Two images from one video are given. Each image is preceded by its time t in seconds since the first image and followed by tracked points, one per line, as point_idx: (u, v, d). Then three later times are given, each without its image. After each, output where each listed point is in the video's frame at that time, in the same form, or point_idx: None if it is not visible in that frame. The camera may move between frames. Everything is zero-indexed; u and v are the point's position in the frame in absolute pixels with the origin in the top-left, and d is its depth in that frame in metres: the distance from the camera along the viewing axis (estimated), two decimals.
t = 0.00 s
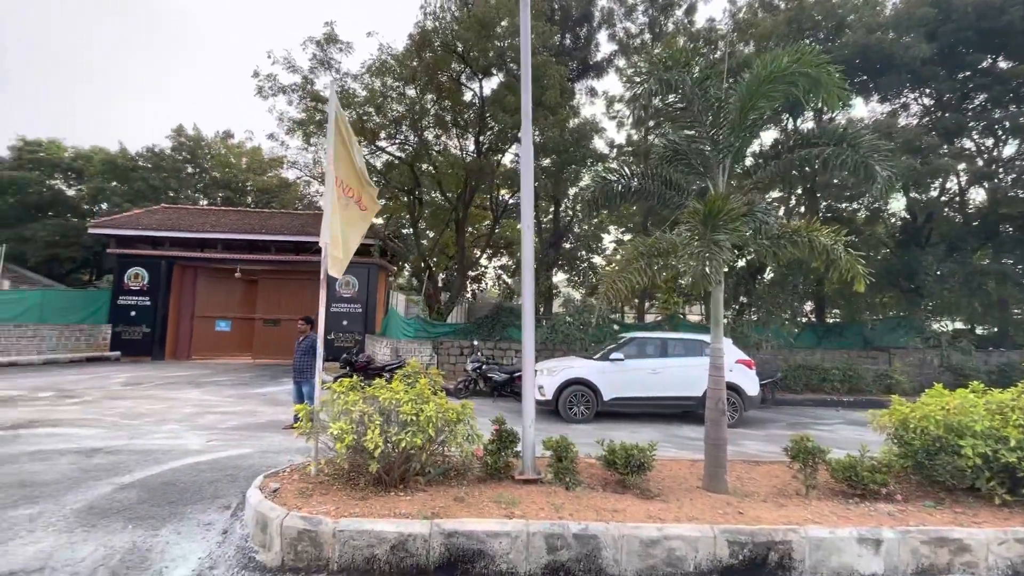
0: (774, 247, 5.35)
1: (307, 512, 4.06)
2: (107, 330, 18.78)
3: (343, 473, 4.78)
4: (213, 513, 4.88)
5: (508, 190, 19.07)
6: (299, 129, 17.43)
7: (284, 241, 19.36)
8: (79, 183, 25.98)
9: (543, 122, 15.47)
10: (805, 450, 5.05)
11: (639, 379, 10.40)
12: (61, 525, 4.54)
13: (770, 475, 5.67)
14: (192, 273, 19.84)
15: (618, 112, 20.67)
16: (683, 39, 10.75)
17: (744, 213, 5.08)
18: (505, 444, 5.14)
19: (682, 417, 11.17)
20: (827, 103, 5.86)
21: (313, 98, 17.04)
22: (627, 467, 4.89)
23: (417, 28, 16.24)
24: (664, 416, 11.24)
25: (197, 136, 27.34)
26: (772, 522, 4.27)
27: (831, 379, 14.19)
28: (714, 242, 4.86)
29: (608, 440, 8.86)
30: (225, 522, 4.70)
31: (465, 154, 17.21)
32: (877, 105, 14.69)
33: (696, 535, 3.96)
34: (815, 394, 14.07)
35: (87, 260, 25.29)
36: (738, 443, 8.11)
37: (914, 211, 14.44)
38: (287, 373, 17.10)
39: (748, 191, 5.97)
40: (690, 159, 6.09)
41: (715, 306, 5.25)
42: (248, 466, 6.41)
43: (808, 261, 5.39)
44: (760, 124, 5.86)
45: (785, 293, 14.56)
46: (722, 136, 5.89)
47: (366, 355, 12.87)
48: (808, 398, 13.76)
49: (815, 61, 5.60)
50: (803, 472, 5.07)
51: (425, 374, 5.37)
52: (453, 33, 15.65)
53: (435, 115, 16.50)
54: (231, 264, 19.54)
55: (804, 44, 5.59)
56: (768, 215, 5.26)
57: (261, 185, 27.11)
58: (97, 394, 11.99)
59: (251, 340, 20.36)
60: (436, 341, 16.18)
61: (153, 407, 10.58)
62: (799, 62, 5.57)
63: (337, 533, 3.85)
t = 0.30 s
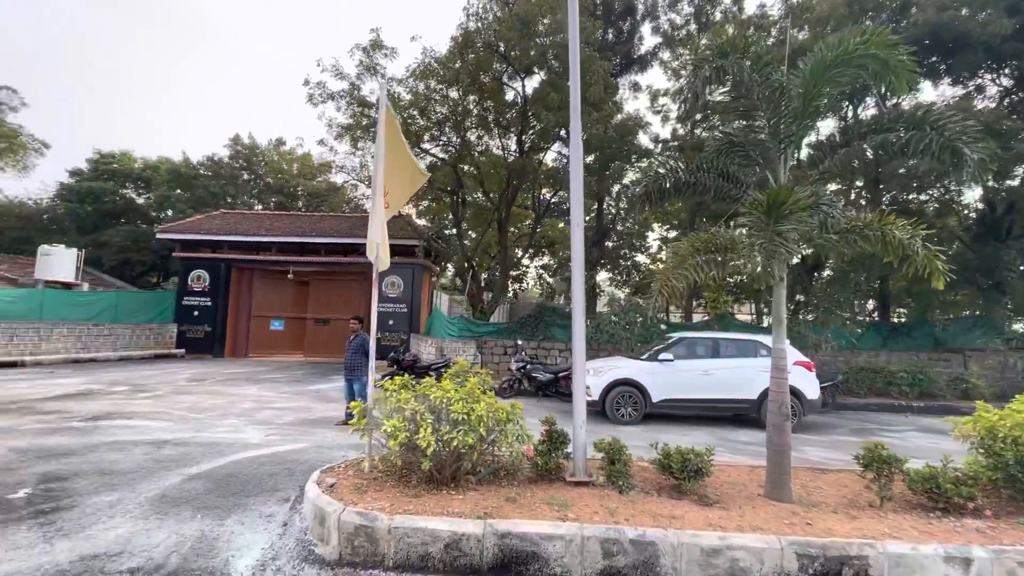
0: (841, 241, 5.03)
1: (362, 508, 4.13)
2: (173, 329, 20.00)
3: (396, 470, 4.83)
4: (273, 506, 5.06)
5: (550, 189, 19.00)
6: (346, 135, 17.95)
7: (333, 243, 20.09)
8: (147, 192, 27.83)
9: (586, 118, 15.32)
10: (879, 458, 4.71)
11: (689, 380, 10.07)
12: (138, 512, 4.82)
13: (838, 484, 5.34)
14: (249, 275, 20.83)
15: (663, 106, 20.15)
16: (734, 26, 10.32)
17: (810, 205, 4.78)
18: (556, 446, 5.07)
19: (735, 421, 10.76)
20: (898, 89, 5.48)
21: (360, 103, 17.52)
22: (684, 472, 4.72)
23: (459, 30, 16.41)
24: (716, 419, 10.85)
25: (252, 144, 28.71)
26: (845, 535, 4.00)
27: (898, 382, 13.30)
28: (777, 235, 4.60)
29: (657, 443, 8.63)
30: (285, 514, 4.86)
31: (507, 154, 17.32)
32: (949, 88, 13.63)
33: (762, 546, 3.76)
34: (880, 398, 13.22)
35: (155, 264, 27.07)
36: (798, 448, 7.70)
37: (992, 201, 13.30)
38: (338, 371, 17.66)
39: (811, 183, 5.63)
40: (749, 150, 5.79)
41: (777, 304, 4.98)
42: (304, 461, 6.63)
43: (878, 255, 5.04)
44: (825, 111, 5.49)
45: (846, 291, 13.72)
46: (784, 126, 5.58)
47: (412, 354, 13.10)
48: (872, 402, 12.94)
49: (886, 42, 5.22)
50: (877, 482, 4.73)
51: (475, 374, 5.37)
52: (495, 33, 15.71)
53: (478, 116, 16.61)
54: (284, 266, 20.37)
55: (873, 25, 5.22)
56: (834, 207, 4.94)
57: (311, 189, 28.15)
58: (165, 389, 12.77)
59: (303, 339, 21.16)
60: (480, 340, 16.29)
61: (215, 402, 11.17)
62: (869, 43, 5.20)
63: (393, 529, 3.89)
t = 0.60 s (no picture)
0: (924, 236, 4.63)
1: (415, 510, 4.10)
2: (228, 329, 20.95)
3: (446, 472, 4.79)
4: (326, 504, 5.13)
5: (591, 188, 18.77)
6: (389, 139, 18.29)
7: (376, 245, 20.51)
8: (204, 199, 29.32)
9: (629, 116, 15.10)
10: (969, 474, 4.29)
11: (742, 384, 9.63)
12: (200, 506, 4.99)
13: (919, 500, 4.92)
14: (298, 277, 21.56)
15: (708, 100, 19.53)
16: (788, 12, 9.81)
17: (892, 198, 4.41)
18: (608, 451, 4.90)
19: (791, 428, 10.21)
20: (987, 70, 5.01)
21: (402, 107, 17.80)
22: (747, 483, 4.46)
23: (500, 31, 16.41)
24: (770, 425, 10.34)
25: (300, 151, 29.75)
26: (934, 557, 3.66)
27: (974, 389, 12.31)
28: (856, 231, 4.26)
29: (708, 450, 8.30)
30: (338, 513, 4.91)
31: (547, 154, 17.26)
32: None
33: (840, 566, 3.47)
34: (953, 406, 12.27)
35: (212, 267, 28.49)
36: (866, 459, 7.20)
37: None
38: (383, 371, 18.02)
39: (887, 175, 5.23)
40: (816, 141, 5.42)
41: (850, 305, 4.63)
42: (354, 459, 6.73)
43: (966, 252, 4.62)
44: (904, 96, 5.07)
45: (914, 291, 12.81)
46: (856, 113, 5.19)
47: (455, 354, 13.16)
48: (944, 410, 12.03)
49: (974, 20, 4.77)
50: (967, 500, 4.32)
51: (523, 376, 5.27)
52: (537, 32, 15.59)
53: (519, 117, 16.57)
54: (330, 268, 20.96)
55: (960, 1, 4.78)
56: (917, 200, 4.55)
57: (355, 193, 28.93)
58: (222, 387, 13.36)
59: (349, 339, 21.72)
60: (521, 341, 16.21)
61: (268, 400, 11.58)
62: (956, 21, 4.75)
63: (446, 533, 3.84)
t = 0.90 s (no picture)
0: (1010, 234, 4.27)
1: (460, 520, 4.04)
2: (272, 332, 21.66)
3: (488, 480, 4.70)
4: (370, 508, 5.14)
5: (629, 189, 18.46)
6: (427, 143, 18.50)
7: (413, 249, 20.79)
8: (250, 206, 30.51)
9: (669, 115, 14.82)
10: None
11: (794, 392, 9.16)
12: (249, 507, 5.10)
13: (1003, 523, 4.51)
14: (338, 281, 22.08)
15: (751, 96, 18.90)
16: None
17: (979, 193, 4.07)
18: (658, 462, 4.70)
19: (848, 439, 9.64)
20: None
21: (439, 112, 17.98)
22: (809, 500, 4.19)
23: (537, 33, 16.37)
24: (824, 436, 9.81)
25: (339, 158, 30.53)
26: None
27: None
28: (940, 230, 3.94)
29: (758, 460, 7.94)
30: (382, 518, 4.91)
31: (583, 155, 17.09)
32: None
33: None
34: None
35: (257, 272, 29.59)
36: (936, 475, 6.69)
37: None
38: (421, 373, 18.20)
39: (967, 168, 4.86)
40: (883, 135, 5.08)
41: (925, 309, 4.30)
42: (396, 463, 6.76)
43: None
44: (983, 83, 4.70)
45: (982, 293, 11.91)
46: (931, 103, 4.83)
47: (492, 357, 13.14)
48: (1019, 421, 11.13)
49: None
50: None
51: (567, 382, 5.14)
52: (573, 32, 15.46)
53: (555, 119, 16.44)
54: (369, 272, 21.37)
55: None
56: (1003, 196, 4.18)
57: (393, 198, 29.45)
58: (268, 388, 13.78)
59: (387, 342, 22.08)
60: (559, 345, 16.04)
61: (312, 401, 11.85)
62: None
63: (492, 544, 3.76)
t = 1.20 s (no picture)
0: None
1: (496, 529, 3.95)
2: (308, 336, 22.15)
3: (524, 488, 4.60)
4: (405, 514, 5.10)
5: (661, 190, 18.12)
6: (457, 148, 18.62)
7: (443, 253, 20.93)
8: (286, 213, 31.41)
9: (703, 114, 14.51)
10: None
11: (842, 400, 8.71)
12: (287, 510, 5.14)
13: None
14: (370, 286, 22.42)
15: (788, 92, 18.28)
16: None
17: None
18: (701, 473, 4.50)
19: (901, 450, 9.12)
20: None
21: (469, 117, 18.08)
22: (868, 517, 3.92)
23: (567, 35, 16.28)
24: (874, 446, 9.31)
25: (371, 165, 31.10)
26: None
27: None
28: (1015, 223, 3.63)
29: (804, 471, 7.57)
30: (417, 525, 4.86)
31: (614, 157, 16.92)
32: None
33: None
34: None
35: (293, 277, 30.39)
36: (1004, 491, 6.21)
37: None
38: (452, 377, 18.25)
39: None
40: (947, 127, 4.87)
41: (997, 312, 3.98)
42: (429, 468, 6.73)
43: None
44: None
45: None
46: (1002, 93, 4.55)
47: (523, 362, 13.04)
48: None
49: None
50: None
51: (604, 388, 4.99)
52: (603, 33, 15.32)
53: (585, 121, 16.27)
54: (400, 276, 21.61)
55: None
56: None
57: (423, 204, 29.79)
58: (304, 391, 14.05)
59: (418, 345, 22.27)
60: (590, 349, 15.77)
61: (346, 404, 12.01)
62: None
63: (530, 556, 3.65)
